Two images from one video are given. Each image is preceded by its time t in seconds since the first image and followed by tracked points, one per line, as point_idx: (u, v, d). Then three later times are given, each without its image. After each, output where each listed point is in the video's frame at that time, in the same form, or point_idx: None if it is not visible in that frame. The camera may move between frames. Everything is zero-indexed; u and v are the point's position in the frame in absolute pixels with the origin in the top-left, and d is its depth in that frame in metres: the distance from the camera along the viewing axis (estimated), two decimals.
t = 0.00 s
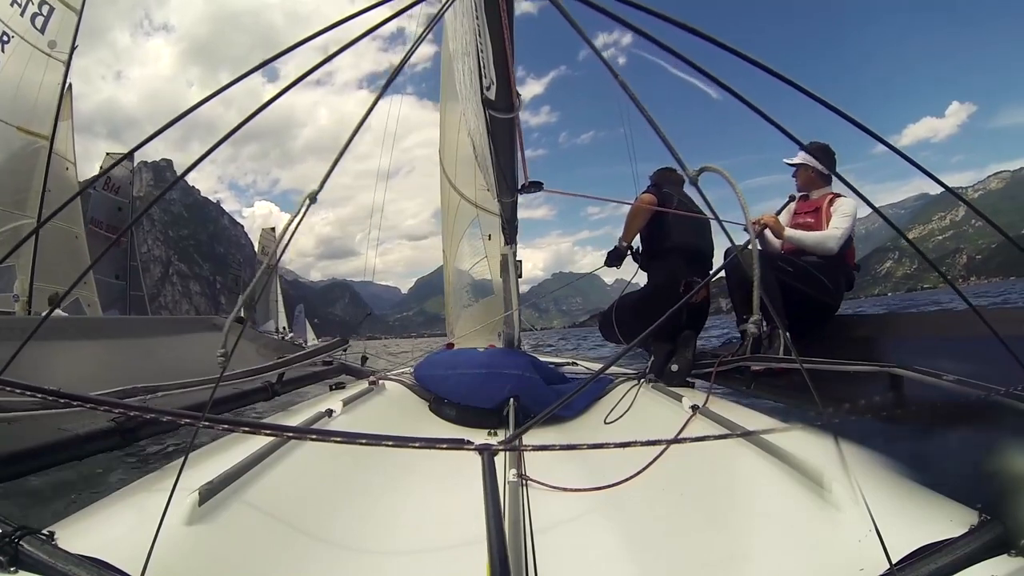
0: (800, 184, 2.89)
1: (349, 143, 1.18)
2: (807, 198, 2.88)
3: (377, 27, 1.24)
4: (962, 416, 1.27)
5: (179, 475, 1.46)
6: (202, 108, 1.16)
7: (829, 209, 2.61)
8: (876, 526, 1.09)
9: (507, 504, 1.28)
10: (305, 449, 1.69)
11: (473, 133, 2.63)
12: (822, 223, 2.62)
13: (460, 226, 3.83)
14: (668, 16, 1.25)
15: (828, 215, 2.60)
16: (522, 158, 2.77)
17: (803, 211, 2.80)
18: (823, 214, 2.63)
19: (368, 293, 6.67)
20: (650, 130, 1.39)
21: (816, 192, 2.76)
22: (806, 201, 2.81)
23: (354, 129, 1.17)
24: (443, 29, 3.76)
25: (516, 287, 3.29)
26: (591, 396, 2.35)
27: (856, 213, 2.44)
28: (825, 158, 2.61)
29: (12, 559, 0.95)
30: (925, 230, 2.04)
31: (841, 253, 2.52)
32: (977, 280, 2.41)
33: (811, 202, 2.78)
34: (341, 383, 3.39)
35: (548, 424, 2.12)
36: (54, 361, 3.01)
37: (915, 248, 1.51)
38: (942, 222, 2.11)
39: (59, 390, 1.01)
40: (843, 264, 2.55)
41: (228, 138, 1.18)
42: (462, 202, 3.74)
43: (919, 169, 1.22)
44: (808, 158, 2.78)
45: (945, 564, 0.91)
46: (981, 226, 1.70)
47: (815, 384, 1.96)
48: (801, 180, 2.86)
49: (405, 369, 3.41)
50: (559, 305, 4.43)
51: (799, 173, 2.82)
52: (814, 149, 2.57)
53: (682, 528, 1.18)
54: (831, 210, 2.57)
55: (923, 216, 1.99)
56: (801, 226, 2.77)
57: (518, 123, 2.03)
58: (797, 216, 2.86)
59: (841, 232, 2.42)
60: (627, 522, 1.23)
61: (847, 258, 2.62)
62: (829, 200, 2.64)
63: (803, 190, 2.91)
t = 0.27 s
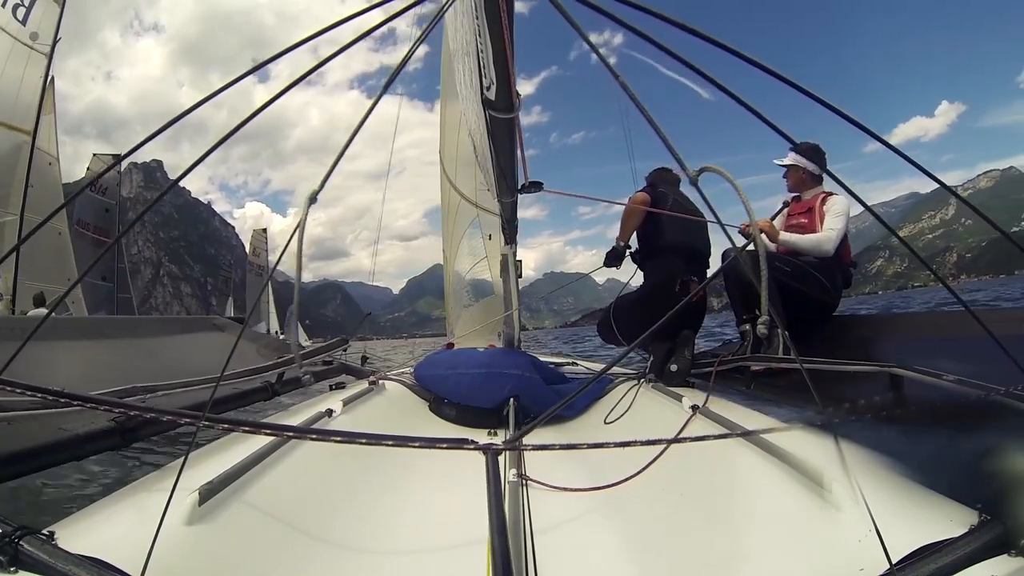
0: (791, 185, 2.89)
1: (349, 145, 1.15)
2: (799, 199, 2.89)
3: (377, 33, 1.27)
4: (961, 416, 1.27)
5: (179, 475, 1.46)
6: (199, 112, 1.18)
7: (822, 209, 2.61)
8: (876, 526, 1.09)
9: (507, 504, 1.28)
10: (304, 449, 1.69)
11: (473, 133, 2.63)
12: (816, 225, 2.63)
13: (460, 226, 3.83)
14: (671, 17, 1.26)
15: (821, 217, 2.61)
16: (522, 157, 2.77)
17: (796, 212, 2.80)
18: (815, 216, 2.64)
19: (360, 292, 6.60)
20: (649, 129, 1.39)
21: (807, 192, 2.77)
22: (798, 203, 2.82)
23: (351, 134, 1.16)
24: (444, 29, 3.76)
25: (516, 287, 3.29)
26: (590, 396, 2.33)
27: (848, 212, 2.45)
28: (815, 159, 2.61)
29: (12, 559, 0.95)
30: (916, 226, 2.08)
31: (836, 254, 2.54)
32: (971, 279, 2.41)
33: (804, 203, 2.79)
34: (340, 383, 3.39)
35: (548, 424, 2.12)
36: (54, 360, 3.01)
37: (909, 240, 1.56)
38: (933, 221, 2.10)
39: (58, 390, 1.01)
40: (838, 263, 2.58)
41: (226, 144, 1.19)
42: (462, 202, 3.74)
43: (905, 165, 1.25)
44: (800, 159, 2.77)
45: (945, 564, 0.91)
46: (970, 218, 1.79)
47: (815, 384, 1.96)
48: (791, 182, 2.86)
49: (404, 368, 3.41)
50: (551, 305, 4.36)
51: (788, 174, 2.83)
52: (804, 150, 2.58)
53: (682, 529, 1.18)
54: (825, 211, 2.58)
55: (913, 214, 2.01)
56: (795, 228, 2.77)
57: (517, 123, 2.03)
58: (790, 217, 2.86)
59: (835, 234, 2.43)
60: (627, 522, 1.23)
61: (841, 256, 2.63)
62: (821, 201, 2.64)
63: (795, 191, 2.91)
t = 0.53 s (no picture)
0: (786, 185, 2.89)
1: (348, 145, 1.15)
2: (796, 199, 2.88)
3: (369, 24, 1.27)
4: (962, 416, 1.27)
5: (179, 475, 1.46)
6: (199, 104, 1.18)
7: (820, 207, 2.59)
8: (877, 527, 1.09)
9: (507, 504, 1.28)
10: (304, 449, 1.69)
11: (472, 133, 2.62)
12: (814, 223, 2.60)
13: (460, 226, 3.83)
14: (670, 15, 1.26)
15: (818, 217, 2.60)
16: (521, 156, 2.77)
17: (795, 210, 2.78)
18: (813, 215, 2.63)
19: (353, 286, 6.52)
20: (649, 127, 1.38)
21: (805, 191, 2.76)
22: (796, 203, 2.82)
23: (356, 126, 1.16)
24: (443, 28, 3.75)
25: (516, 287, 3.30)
26: (591, 398, 2.33)
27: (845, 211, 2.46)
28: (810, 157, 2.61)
29: (12, 559, 0.95)
30: (910, 222, 2.10)
31: (835, 252, 2.53)
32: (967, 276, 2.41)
33: (801, 202, 2.79)
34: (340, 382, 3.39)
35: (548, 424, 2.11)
36: (53, 360, 3.00)
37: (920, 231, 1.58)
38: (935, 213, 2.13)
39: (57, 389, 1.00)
40: (835, 262, 2.57)
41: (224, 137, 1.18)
42: (462, 202, 3.74)
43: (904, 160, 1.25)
44: (795, 158, 2.77)
45: (946, 563, 0.91)
46: (964, 216, 1.81)
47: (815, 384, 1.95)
48: (787, 181, 2.86)
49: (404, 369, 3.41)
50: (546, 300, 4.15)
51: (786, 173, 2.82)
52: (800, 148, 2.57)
53: (682, 528, 1.18)
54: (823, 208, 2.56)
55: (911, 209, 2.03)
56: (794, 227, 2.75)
57: (516, 123, 2.03)
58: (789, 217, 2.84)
59: (834, 232, 2.41)
60: (627, 522, 1.23)
61: (841, 253, 2.62)
62: (818, 200, 2.64)
63: (790, 190, 2.90)
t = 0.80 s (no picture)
0: (780, 192, 2.89)
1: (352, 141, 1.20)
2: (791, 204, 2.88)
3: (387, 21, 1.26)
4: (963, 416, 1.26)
5: (180, 474, 1.46)
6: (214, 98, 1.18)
7: (817, 207, 2.58)
8: (877, 526, 1.09)
9: (507, 504, 1.28)
10: (305, 449, 1.69)
11: (472, 129, 2.61)
12: (814, 222, 2.58)
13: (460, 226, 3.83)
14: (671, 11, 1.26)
15: (817, 215, 2.57)
16: (520, 151, 2.76)
17: (794, 213, 2.77)
18: (811, 215, 2.60)
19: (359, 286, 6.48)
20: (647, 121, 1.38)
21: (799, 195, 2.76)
22: (793, 207, 2.80)
23: (366, 113, 1.22)
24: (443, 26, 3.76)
25: (516, 286, 3.30)
26: (595, 395, 2.32)
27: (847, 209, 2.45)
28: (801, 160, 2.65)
29: (12, 559, 0.96)
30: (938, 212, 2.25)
31: (846, 248, 2.51)
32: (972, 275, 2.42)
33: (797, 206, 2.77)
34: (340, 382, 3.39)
35: (548, 423, 2.12)
36: (52, 360, 3.00)
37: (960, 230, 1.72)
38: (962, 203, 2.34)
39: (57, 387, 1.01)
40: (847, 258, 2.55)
41: (237, 132, 1.20)
42: (462, 202, 3.74)
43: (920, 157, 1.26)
44: (786, 165, 2.79)
45: (946, 563, 0.91)
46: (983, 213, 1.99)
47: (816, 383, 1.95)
48: (781, 186, 2.87)
49: (404, 369, 3.42)
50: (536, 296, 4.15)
51: (779, 179, 2.84)
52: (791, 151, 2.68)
53: (682, 528, 1.18)
54: (822, 207, 2.55)
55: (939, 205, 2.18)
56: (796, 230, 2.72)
57: (515, 113, 2.01)
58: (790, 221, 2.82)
59: (841, 228, 2.41)
60: (626, 522, 1.23)
61: (850, 246, 2.59)
62: (814, 200, 2.62)
63: (786, 198, 2.91)
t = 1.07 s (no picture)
0: (784, 188, 2.89)
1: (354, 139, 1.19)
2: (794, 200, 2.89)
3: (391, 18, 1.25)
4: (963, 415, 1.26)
5: (180, 475, 1.47)
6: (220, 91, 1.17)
7: (816, 207, 2.59)
8: (877, 526, 1.09)
9: (507, 504, 1.28)
10: (304, 449, 1.69)
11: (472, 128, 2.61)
12: (812, 221, 2.60)
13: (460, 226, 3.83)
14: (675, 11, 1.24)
15: (816, 214, 2.58)
16: (520, 151, 2.76)
17: (793, 210, 2.78)
18: (811, 215, 2.60)
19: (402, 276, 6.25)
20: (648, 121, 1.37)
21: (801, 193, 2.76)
22: (794, 204, 2.80)
23: (369, 109, 1.21)
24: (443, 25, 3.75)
25: (516, 286, 3.31)
26: (595, 395, 2.32)
27: (849, 211, 2.45)
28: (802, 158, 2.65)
29: (12, 559, 0.96)
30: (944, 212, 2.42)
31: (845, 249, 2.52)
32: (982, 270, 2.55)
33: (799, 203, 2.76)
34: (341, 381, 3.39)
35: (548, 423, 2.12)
36: (52, 360, 3.00)
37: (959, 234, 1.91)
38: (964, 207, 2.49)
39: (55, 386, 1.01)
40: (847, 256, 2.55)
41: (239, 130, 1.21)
42: (462, 202, 3.74)
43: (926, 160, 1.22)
44: (790, 162, 2.80)
45: (946, 563, 0.91)
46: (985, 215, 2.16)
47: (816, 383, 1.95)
48: (785, 183, 2.88)
49: (404, 368, 3.41)
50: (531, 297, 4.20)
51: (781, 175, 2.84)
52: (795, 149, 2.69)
53: (682, 528, 1.18)
54: (820, 207, 2.56)
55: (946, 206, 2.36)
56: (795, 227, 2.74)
57: (515, 112, 2.00)
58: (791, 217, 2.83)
59: (840, 231, 2.42)
60: (626, 521, 1.23)
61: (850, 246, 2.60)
62: (813, 199, 2.63)
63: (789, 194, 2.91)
